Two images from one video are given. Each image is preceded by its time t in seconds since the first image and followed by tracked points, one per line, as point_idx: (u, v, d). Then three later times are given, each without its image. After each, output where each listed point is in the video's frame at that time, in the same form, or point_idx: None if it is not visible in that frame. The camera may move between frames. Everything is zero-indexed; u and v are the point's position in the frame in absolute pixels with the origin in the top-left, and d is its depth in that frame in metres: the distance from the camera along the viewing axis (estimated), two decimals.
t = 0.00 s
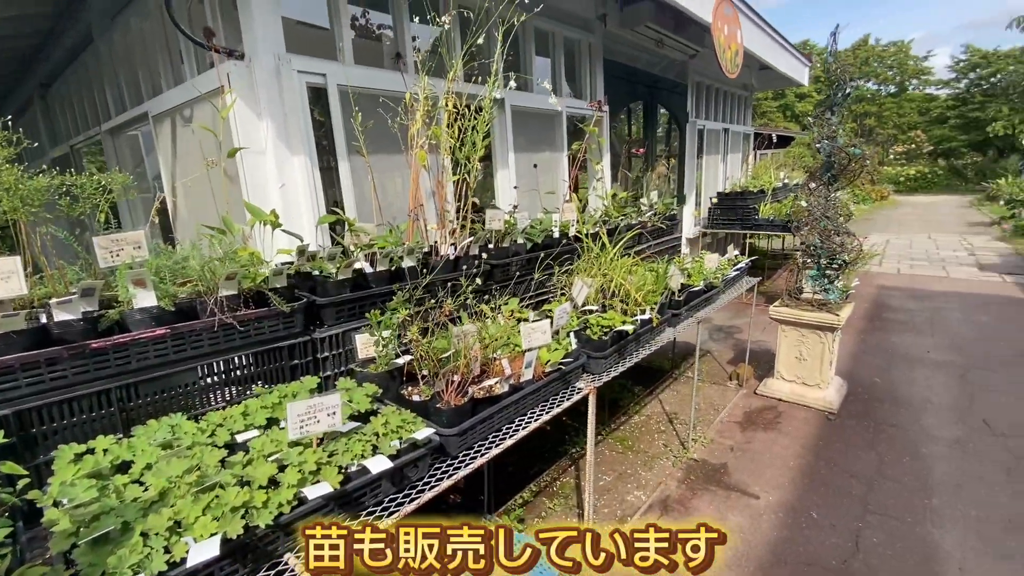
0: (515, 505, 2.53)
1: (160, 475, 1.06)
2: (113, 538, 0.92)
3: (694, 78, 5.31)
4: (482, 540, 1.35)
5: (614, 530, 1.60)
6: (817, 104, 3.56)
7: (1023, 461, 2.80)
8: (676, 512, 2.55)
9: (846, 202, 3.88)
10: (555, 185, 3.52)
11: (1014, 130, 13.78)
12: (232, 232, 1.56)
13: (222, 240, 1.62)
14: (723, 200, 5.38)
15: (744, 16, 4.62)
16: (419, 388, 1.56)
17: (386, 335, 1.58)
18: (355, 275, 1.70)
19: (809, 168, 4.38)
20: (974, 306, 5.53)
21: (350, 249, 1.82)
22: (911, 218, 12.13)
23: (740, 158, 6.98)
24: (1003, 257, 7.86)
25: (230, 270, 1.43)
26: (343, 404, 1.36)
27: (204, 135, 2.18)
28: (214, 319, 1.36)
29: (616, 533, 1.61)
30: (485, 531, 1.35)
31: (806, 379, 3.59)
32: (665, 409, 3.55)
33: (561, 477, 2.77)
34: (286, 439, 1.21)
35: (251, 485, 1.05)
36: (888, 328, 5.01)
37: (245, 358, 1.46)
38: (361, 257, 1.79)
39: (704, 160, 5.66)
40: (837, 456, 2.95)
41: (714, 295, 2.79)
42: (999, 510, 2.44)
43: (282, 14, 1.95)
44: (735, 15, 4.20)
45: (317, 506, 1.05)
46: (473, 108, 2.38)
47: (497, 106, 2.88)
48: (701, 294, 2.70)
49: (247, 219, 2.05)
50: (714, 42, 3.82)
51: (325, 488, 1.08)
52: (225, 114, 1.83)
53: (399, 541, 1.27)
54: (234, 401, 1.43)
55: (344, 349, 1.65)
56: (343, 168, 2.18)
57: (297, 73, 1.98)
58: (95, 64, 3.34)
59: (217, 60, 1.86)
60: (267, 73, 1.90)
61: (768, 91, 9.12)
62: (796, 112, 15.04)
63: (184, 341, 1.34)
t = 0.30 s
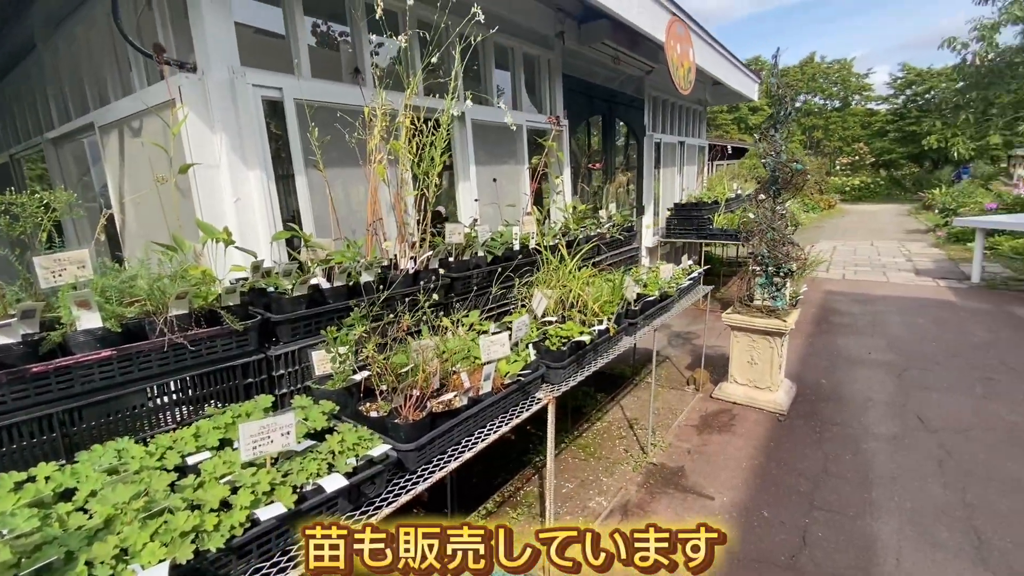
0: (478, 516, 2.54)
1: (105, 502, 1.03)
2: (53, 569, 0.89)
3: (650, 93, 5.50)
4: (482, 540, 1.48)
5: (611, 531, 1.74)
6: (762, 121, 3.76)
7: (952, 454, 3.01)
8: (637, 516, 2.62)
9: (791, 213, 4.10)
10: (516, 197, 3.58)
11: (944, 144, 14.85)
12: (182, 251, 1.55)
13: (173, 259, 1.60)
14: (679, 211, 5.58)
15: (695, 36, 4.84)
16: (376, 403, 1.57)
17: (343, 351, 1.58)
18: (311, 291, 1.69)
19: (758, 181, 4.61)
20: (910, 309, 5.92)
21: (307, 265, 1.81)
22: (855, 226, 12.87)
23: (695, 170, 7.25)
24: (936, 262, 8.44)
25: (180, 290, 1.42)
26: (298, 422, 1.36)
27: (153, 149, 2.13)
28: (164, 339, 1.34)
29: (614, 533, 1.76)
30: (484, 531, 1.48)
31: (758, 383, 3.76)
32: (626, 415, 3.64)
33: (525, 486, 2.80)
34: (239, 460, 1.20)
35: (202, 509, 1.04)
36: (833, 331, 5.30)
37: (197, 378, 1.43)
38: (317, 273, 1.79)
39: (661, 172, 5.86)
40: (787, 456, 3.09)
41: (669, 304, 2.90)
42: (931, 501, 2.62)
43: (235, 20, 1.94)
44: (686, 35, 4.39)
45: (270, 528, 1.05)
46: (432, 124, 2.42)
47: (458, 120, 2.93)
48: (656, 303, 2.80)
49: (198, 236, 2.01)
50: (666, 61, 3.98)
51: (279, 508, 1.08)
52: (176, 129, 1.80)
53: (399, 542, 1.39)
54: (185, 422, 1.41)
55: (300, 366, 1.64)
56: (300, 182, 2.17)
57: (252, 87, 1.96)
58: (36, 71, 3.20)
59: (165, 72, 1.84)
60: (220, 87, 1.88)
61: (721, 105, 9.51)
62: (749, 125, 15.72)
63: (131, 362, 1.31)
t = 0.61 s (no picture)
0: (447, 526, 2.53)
1: (57, 523, 0.99)
2: None
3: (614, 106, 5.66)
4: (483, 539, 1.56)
5: (612, 532, 1.82)
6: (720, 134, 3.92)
7: (897, 451, 3.19)
8: (604, 520, 2.66)
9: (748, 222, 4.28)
10: (484, 207, 3.62)
11: (890, 157, 15.74)
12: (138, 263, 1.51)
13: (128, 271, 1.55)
14: (644, 220, 5.73)
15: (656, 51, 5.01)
16: (341, 415, 1.56)
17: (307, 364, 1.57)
18: (274, 303, 1.67)
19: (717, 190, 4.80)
20: (860, 313, 6.24)
21: (269, 276, 1.79)
22: (810, 234, 13.46)
23: (658, 180, 7.47)
24: (883, 269, 8.92)
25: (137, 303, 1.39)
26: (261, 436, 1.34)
27: (107, 158, 2.06)
28: (119, 354, 1.31)
29: (614, 532, 1.83)
30: (485, 530, 1.55)
31: (719, 386, 3.89)
32: (593, 421, 3.70)
33: (494, 495, 2.81)
34: (198, 476, 1.18)
35: (160, 526, 1.01)
36: (790, 335, 5.53)
37: (154, 393, 1.40)
38: (280, 284, 1.77)
39: (625, 182, 6.02)
40: (747, 457, 3.21)
41: (633, 311, 2.97)
42: (879, 496, 2.77)
43: (194, 25, 1.91)
44: (647, 50, 4.55)
45: (232, 544, 1.03)
46: (397, 135, 2.43)
47: (424, 131, 2.95)
48: (621, 310, 2.88)
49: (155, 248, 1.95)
50: (628, 75, 4.11)
51: (241, 523, 1.07)
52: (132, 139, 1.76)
53: (402, 542, 1.47)
54: (141, 439, 1.37)
55: (262, 379, 1.62)
56: (263, 192, 2.15)
57: (213, 96, 1.93)
58: None
59: (121, 80, 1.79)
60: (179, 95, 1.85)
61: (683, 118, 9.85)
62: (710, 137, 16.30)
63: (83, 378, 1.27)
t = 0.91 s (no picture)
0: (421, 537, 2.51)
1: (14, 541, 0.95)
2: None
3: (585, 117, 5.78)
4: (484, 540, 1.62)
5: (612, 532, 1.88)
6: (685, 146, 4.05)
7: (856, 450, 3.33)
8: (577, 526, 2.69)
9: (714, 230, 4.41)
10: (457, 216, 3.64)
11: (848, 168, 16.47)
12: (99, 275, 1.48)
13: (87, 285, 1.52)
14: (615, 229, 5.85)
15: (625, 65, 5.15)
16: (312, 426, 1.55)
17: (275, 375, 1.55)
18: (242, 314, 1.66)
19: (684, 200, 4.94)
20: (821, 318, 6.49)
21: (236, 287, 1.77)
22: (775, 242, 13.94)
23: (629, 190, 7.64)
24: (843, 275, 9.30)
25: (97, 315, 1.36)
26: (228, 449, 1.33)
27: (66, 167, 2.01)
28: (79, 367, 1.28)
29: (617, 533, 1.88)
30: (486, 532, 1.61)
31: (688, 391, 3.99)
32: (567, 428, 3.74)
33: (468, 504, 2.80)
34: (162, 492, 1.15)
35: (123, 543, 0.99)
36: (755, 340, 5.71)
37: (116, 408, 1.36)
38: (248, 295, 1.75)
39: (597, 192, 6.13)
40: (715, 459, 3.30)
41: (604, 319, 3.03)
42: (839, 494, 2.88)
43: (160, 30, 1.89)
44: (617, 64, 4.67)
45: (200, 559, 1.01)
46: (368, 144, 2.43)
47: (396, 140, 2.96)
48: (593, 317, 2.94)
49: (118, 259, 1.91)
50: (598, 88, 4.21)
51: (207, 537, 1.05)
52: (93, 147, 1.72)
53: (400, 542, 1.52)
54: (103, 456, 1.33)
55: (230, 392, 1.59)
56: (231, 202, 2.12)
57: (179, 104, 1.90)
58: None
59: (82, 86, 1.76)
60: (144, 104, 1.81)
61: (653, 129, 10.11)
62: (680, 148, 16.76)
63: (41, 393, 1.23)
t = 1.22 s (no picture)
0: (401, 546, 2.50)
1: None
2: None
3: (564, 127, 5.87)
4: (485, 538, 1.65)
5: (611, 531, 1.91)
6: (661, 156, 4.15)
7: (825, 451, 3.44)
8: (556, 532, 2.71)
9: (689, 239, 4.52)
10: (437, 224, 3.66)
11: (818, 177, 17.01)
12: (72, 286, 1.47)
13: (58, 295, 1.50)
14: (593, 237, 5.93)
15: (602, 77, 5.25)
16: (290, 437, 1.55)
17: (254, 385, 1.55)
18: (220, 324, 1.65)
19: (660, 209, 5.05)
20: (793, 324, 6.67)
21: (214, 297, 1.77)
22: (749, 249, 14.29)
23: (607, 198, 7.77)
24: (814, 281, 9.58)
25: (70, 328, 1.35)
26: (206, 460, 1.32)
27: (37, 176, 1.97)
28: (52, 380, 1.26)
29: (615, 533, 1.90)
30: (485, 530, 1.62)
31: (665, 396, 4.07)
32: (547, 434, 3.77)
33: (448, 512, 2.80)
34: (138, 505, 1.14)
35: (99, 558, 0.98)
36: (730, 345, 5.85)
37: (90, 420, 1.35)
38: (225, 305, 1.75)
39: (575, 200, 6.22)
40: (691, 463, 3.36)
41: (582, 326, 3.08)
42: (809, 494, 2.97)
43: (134, 36, 1.87)
44: (594, 76, 4.76)
45: (178, 571, 1.01)
46: (348, 154, 2.44)
47: (376, 149, 2.97)
48: (571, 325, 2.98)
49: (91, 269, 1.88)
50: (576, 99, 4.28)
51: (185, 549, 1.05)
52: (66, 156, 1.69)
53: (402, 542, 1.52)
54: (76, 469, 1.31)
55: (207, 403, 1.58)
56: (208, 211, 2.11)
57: (155, 112, 1.89)
58: None
59: (56, 95, 1.72)
60: (117, 112, 1.79)
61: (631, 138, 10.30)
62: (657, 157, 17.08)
63: (12, 406, 1.21)
